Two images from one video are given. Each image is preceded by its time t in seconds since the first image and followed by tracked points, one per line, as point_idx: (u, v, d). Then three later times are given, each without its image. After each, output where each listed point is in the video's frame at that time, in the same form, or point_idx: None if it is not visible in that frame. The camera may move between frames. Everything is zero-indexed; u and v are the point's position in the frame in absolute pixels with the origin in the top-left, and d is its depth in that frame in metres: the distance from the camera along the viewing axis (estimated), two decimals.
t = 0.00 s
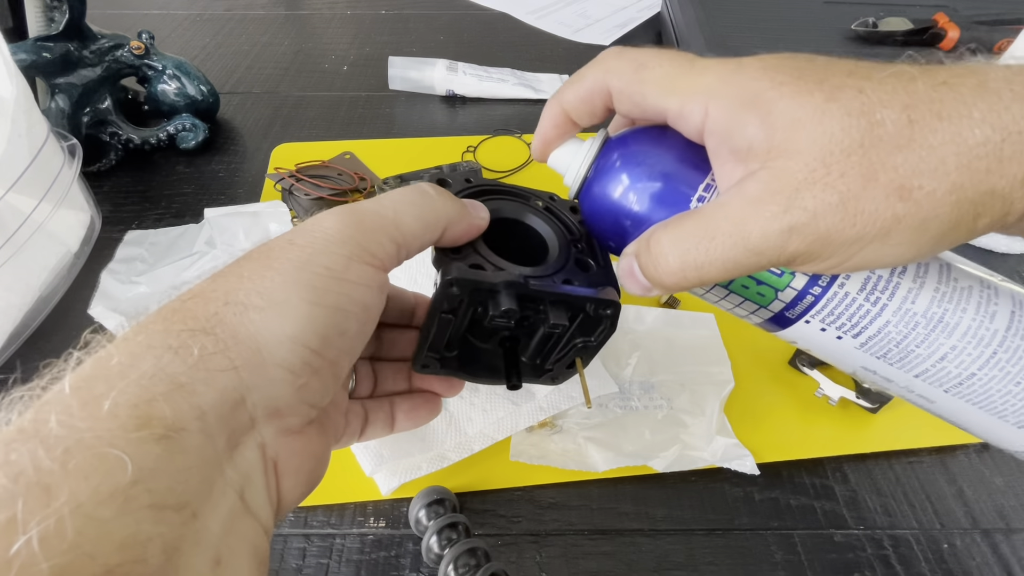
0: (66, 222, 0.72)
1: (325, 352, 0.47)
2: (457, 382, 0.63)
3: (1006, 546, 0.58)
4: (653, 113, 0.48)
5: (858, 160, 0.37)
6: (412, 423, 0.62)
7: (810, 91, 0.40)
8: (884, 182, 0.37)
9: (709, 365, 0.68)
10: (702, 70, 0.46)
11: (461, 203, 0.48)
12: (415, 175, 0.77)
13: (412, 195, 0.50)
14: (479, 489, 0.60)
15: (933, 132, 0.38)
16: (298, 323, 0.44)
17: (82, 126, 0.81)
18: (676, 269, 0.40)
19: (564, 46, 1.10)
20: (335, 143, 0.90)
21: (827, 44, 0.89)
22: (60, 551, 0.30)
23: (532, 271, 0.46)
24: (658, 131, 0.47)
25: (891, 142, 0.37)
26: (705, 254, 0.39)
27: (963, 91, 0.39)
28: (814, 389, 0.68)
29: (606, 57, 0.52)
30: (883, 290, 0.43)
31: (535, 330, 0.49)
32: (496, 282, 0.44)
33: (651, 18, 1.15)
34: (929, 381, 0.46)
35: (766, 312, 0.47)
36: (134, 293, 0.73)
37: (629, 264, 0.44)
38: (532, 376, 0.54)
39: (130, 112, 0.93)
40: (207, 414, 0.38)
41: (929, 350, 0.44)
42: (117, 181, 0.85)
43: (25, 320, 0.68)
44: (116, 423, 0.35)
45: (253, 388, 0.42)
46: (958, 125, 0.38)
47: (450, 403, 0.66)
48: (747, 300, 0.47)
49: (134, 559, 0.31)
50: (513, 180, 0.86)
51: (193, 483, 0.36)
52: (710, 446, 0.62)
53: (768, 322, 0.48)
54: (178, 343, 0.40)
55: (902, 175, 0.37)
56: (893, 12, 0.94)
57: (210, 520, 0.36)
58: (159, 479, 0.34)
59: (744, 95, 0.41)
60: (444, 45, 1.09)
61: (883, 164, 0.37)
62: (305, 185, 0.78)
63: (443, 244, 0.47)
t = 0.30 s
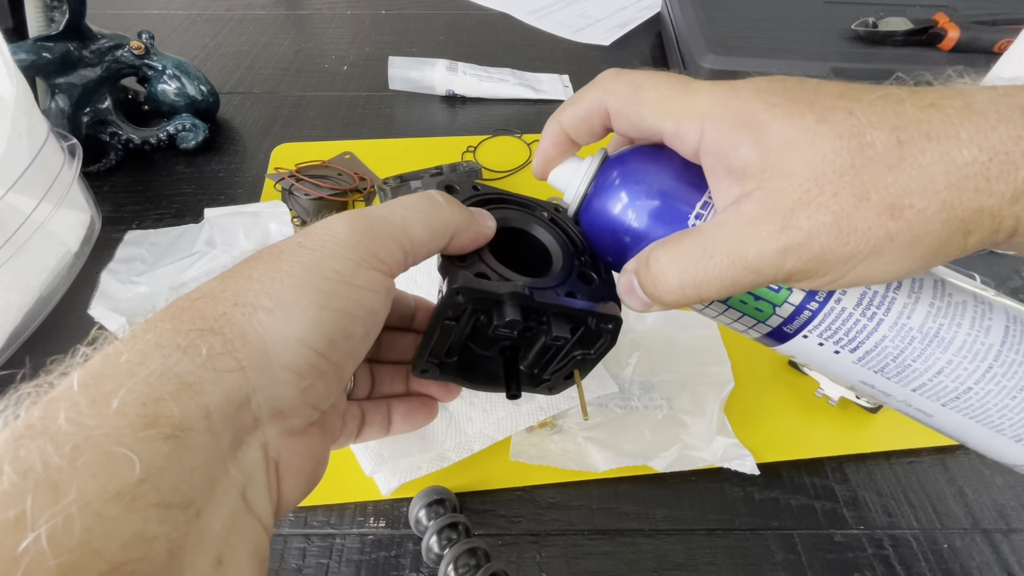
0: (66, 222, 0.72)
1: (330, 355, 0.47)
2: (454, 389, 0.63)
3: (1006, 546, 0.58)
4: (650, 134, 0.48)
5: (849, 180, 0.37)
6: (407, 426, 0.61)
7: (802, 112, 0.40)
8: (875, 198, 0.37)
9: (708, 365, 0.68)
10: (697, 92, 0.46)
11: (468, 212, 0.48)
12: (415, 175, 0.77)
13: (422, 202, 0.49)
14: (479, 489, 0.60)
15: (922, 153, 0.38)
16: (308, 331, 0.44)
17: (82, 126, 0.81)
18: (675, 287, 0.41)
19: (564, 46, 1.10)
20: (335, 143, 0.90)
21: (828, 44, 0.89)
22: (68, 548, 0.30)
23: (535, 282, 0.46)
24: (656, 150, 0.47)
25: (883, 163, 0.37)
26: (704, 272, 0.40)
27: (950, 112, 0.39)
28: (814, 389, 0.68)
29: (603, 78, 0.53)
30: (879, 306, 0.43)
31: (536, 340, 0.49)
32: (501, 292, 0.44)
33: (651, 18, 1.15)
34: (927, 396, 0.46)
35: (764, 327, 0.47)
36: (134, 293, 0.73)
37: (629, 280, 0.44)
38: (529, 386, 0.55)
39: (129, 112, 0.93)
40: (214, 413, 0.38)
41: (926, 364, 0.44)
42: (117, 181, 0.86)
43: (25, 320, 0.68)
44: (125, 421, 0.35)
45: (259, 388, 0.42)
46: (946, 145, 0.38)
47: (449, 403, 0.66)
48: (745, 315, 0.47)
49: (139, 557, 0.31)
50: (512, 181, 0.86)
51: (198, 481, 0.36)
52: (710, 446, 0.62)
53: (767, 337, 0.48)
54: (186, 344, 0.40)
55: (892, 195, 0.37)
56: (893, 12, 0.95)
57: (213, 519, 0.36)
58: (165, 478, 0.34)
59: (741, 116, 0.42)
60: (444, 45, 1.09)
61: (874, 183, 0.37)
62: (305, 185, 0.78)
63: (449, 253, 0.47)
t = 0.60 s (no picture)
0: (66, 222, 0.72)
1: (331, 356, 0.47)
2: (453, 389, 0.63)
3: (1006, 546, 0.58)
4: (651, 135, 0.48)
5: (849, 186, 0.37)
6: (407, 427, 0.61)
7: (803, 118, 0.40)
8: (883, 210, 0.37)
9: (708, 365, 0.68)
10: (698, 95, 0.46)
11: (469, 213, 0.49)
12: (415, 175, 0.77)
13: (424, 203, 0.50)
14: (479, 489, 0.60)
15: (921, 159, 0.37)
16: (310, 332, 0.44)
17: (82, 126, 0.81)
18: (676, 291, 0.41)
19: (564, 46, 1.10)
20: (335, 143, 0.90)
21: (828, 44, 0.89)
22: (71, 547, 0.30)
23: (534, 283, 0.46)
24: (655, 151, 0.47)
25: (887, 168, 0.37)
26: (706, 277, 0.40)
27: (950, 118, 0.39)
28: (814, 389, 0.68)
29: (604, 78, 0.53)
30: (873, 309, 0.43)
31: (536, 342, 0.49)
32: (500, 293, 0.44)
33: (651, 18, 1.15)
34: (917, 399, 0.46)
35: (760, 328, 0.47)
36: (134, 293, 0.73)
37: (629, 282, 0.44)
38: (530, 387, 0.55)
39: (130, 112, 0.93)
40: (215, 413, 0.38)
41: (917, 367, 0.44)
42: (117, 181, 0.86)
43: (26, 321, 0.68)
44: (127, 421, 0.35)
45: (260, 389, 0.42)
46: (946, 150, 0.37)
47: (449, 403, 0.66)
48: (742, 316, 0.47)
49: (141, 556, 0.31)
50: (512, 181, 0.86)
51: (200, 481, 0.36)
52: (710, 446, 0.62)
53: (762, 338, 0.48)
54: (188, 344, 0.40)
55: (892, 199, 0.37)
56: (893, 12, 0.94)
57: (214, 518, 0.36)
58: (167, 477, 0.34)
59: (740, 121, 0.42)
60: (444, 45, 1.09)
61: (874, 188, 0.37)
62: (305, 185, 0.78)
63: (450, 253, 0.48)
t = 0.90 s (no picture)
0: (66, 222, 0.72)
1: (330, 354, 0.46)
2: (459, 384, 0.63)
3: (1006, 546, 0.58)
4: (659, 127, 0.48)
5: (868, 172, 0.38)
6: (413, 423, 0.62)
7: (817, 106, 0.40)
8: (897, 195, 0.37)
9: (709, 364, 0.68)
10: (709, 87, 0.46)
11: (470, 209, 0.48)
12: (416, 175, 0.77)
13: (424, 199, 0.49)
14: (479, 489, 0.60)
15: (940, 145, 0.38)
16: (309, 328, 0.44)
17: (82, 125, 0.81)
18: (688, 286, 0.40)
19: (564, 46, 1.10)
20: (335, 143, 0.90)
21: (828, 44, 0.89)
22: (75, 539, 0.30)
23: (537, 280, 0.47)
24: (663, 146, 0.47)
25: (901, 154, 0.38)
26: (719, 272, 0.39)
27: (967, 107, 0.40)
28: (814, 389, 0.68)
29: (611, 72, 0.53)
30: (890, 304, 0.43)
31: (540, 338, 0.49)
32: (502, 290, 0.44)
33: (651, 18, 1.15)
34: (937, 396, 0.46)
35: (774, 326, 0.47)
36: (134, 293, 0.73)
37: (639, 280, 0.44)
38: (534, 383, 0.54)
39: (129, 111, 0.93)
40: (214, 410, 0.38)
41: (936, 363, 0.44)
42: (117, 181, 0.85)
43: (25, 320, 0.68)
44: (128, 417, 0.35)
45: (259, 386, 0.42)
46: (964, 138, 0.38)
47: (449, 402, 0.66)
48: (755, 315, 0.46)
49: (143, 549, 0.31)
50: (512, 180, 0.86)
51: (200, 476, 0.36)
52: (710, 446, 0.62)
53: (774, 338, 0.48)
54: (189, 340, 0.40)
55: (911, 186, 0.37)
56: (893, 12, 0.94)
57: (216, 514, 0.36)
58: (168, 473, 0.34)
59: (751, 111, 0.42)
60: (444, 45, 1.09)
61: (893, 176, 0.37)
62: (305, 185, 0.78)
63: (451, 250, 0.48)
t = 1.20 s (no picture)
0: (66, 222, 0.72)
1: (336, 356, 0.46)
2: (463, 386, 0.63)
3: (1006, 546, 0.58)
4: (660, 125, 0.48)
5: (869, 168, 0.37)
6: (417, 424, 0.62)
7: (819, 104, 0.40)
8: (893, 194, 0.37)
9: (710, 365, 0.68)
10: (710, 85, 0.46)
11: (475, 212, 0.49)
12: (416, 176, 0.77)
13: (429, 202, 0.49)
14: (478, 489, 0.60)
15: (941, 142, 0.38)
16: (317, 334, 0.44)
17: (82, 125, 0.81)
18: (690, 282, 0.40)
19: (564, 46, 1.10)
20: (335, 143, 0.90)
21: (828, 43, 0.89)
22: (83, 539, 0.30)
23: (541, 283, 0.47)
24: (664, 145, 0.47)
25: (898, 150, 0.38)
26: (722, 268, 0.39)
27: (969, 104, 0.40)
28: (814, 389, 0.68)
29: (613, 70, 0.53)
30: (892, 302, 0.43)
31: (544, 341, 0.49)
32: (507, 293, 0.44)
33: (651, 18, 1.15)
34: (939, 395, 0.46)
35: (775, 324, 0.46)
36: (134, 293, 0.73)
37: (641, 277, 0.44)
38: (538, 385, 0.54)
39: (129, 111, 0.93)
40: (220, 412, 0.38)
41: (938, 362, 0.44)
42: (118, 181, 0.86)
43: (26, 320, 0.68)
44: (135, 418, 0.35)
45: (264, 388, 0.42)
46: (965, 134, 0.38)
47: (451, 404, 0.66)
48: (757, 312, 0.46)
49: (149, 551, 0.32)
50: (512, 180, 0.86)
51: (206, 477, 0.36)
52: (710, 446, 0.62)
53: (776, 336, 0.48)
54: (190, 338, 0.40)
55: (913, 183, 0.37)
56: (893, 12, 0.94)
57: (221, 515, 0.37)
58: (174, 473, 0.34)
59: (754, 106, 0.42)
60: (444, 45, 1.09)
61: (895, 171, 0.37)
62: (305, 185, 0.78)
63: (456, 252, 0.48)
